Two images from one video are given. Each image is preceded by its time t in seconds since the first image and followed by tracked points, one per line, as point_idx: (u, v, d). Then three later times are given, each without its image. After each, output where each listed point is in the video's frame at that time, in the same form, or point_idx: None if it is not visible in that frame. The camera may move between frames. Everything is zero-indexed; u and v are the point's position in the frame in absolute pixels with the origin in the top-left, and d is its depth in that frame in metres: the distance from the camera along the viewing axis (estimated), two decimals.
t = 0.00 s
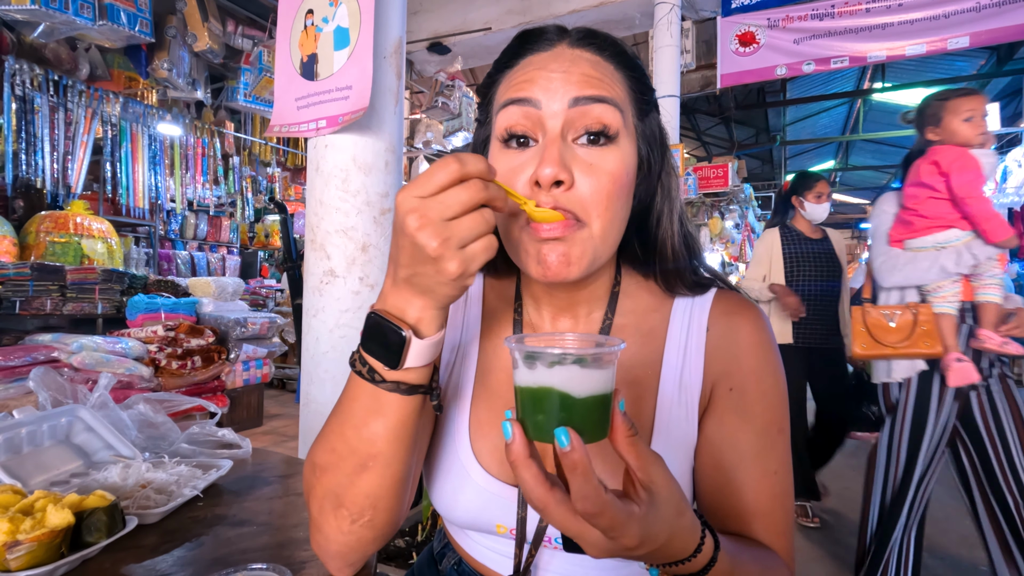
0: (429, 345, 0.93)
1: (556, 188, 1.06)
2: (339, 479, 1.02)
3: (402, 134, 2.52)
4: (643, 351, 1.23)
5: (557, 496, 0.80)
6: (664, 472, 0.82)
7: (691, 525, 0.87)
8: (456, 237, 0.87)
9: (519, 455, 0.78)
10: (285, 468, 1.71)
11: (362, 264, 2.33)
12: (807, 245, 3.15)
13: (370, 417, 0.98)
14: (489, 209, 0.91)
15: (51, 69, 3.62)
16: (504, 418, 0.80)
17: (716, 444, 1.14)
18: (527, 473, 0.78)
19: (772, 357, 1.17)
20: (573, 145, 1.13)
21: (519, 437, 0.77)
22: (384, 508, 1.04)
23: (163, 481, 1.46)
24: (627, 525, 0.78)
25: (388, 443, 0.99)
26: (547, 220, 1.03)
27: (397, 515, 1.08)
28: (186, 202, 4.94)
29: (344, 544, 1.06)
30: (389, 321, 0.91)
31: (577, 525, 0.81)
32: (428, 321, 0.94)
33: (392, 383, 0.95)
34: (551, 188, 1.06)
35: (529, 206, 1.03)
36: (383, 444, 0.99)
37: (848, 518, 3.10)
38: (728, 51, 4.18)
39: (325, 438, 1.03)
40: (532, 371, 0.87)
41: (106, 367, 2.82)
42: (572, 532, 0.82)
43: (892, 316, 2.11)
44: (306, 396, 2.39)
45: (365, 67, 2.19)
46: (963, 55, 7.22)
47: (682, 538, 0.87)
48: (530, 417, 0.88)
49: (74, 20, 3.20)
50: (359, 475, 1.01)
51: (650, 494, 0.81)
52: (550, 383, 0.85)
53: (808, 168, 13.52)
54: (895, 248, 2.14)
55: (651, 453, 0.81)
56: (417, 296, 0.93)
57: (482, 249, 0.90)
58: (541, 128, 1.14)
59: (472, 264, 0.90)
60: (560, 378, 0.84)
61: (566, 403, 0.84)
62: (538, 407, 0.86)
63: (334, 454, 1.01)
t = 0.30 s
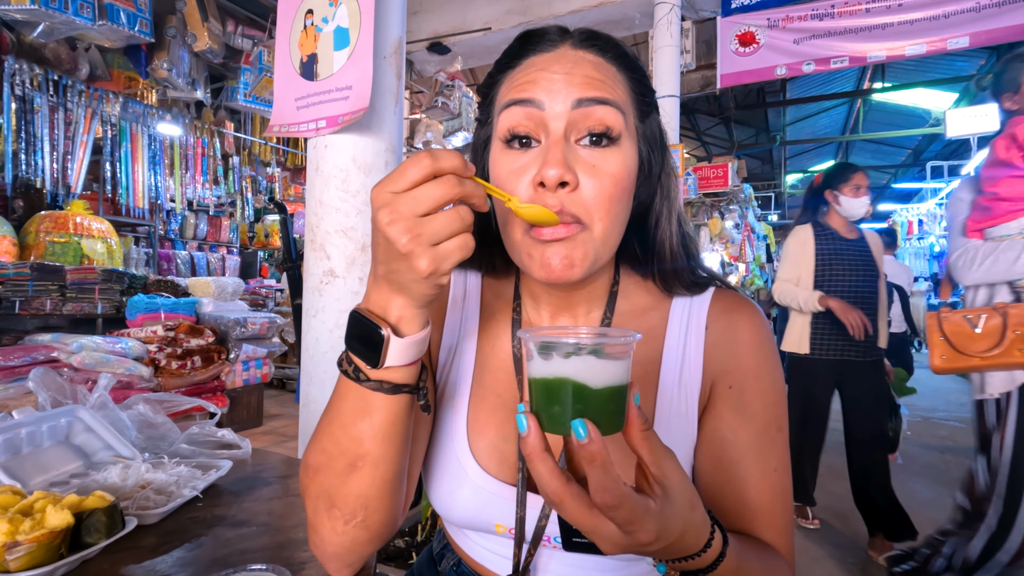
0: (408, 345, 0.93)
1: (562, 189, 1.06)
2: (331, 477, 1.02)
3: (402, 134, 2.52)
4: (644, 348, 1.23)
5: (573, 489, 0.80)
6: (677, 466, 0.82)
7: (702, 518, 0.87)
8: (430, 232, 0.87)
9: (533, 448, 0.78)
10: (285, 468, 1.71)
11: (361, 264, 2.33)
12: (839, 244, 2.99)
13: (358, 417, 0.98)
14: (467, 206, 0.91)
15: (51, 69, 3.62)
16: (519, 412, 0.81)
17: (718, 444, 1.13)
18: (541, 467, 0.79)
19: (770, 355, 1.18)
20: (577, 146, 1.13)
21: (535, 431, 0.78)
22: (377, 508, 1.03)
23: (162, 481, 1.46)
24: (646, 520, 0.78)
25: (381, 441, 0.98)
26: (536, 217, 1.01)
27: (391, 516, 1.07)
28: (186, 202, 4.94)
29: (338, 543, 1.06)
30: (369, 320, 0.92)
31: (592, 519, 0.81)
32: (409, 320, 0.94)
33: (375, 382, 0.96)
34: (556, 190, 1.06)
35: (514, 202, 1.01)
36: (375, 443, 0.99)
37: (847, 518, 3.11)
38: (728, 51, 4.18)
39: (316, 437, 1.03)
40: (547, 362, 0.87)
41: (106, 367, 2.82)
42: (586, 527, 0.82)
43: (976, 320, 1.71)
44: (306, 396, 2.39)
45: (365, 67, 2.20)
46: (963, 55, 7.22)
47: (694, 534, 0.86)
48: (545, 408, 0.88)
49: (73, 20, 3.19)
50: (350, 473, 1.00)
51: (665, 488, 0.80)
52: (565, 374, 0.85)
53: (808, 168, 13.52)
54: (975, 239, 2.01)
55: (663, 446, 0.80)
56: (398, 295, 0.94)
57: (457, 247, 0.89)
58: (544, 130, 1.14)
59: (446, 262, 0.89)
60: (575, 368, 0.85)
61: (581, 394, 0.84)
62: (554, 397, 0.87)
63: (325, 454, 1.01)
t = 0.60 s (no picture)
0: (360, 362, 0.88)
1: (573, 198, 1.05)
2: (315, 494, 1.06)
3: (402, 134, 2.52)
4: (633, 350, 1.23)
5: (580, 525, 0.76)
6: (665, 484, 0.81)
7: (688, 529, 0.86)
8: (391, 248, 0.81)
9: (536, 493, 0.73)
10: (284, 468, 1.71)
11: (361, 264, 2.33)
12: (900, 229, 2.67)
13: (336, 431, 1.01)
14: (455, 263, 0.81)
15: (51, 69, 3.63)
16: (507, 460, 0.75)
17: (705, 443, 1.13)
18: (548, 510, 0.74)
19: (760, 356, 1.17)
20: (585, 154, 1.12)
21: (533, 474, 0.72)
22: (359, 520, 1.04)
23: (160, 481, 1.46)
24: (654, 545, 0.76)
25: (351, 458, 1.00)
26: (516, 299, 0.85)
27: (378, 526, 1.08)
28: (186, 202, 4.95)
29: (332, 553, 1.08)
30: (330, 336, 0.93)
31: (600, 552, 0.77)
32: (366, 338, 0.89)
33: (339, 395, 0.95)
34: (566, 198, 1.05)
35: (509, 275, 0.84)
36: (346, 460, 1.01)
37: (847, 516, 3.11)
38: (728, 49, 4.17)
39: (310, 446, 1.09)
40: (514, 394, 0.83)
41: (106, 367, 2.82)
42: (596, 563, 0.77)
43: None
44: (305, 396, 2.39)
45: (364, 67, 2.19)
46: (964, 53, 7.21)
47: (687, 550, 0.86)
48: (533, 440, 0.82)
49: (73, 20, 3.19)
50: (330, 490, 1.03)
51: (659, 507, 0.79)
52: (539, 398, 0.81)
53: (809, 167, 13.51)
54: None
55: (648, 463, 0.80)
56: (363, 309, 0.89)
57: (425, 265, 0.79)
58: (551, 138, 1.12)
59: (417, 284, 0.80)
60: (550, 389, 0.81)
61: (565, 410, 0.80)
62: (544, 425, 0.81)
63: (314, 465, 1.06)
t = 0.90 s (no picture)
0: (375, 366, 0.88)
1: (563, 188, 1.05)
2: (320, 495, 1.06)
3: (401, 132, 2.52)
4: (635, 351, 1.23)
5: (589, 535, 0.75)
6: (670, 488, 0.82)
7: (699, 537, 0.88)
8: (441, 259, 0.80)
9: (546, 505, 0.72)
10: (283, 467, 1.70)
11: (360, 262, 2.33)
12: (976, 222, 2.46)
13: (340, 432, 1.01)
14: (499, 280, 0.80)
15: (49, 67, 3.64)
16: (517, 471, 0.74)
17: (706, 442, 1.13)
18: (557, 522, 0.73)
19: (762, 356, 1.17)
20: (571, 145, 1.12)
21: (544, 486, 0.72)
22: (364, 519, 1.05)
23: (159, 479, 1.46)
24: (666, 555, 0.76)
25: (356, 459, 1.00)
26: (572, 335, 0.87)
27: (382, 525, 1.08)
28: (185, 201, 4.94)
29: (335, 552, 1.09)
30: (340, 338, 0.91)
31: (610, 564, 0.77)
32: (379, 342, 0.88)
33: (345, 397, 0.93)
34: (555, 187, 1.05)
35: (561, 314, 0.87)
36: (352, 461, 1.00)
37: (844, 515, 3.12)
38: (727, 49, 4.18)
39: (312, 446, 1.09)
40: (521, 403, 0.82)
41: (104, 366, 2.82)
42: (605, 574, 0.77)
43: None
44: (304, 395, 2.38)
45: (363, 65, 2.19)
46: (961, 54, 7.23)
47: (693, 555, 0.85)
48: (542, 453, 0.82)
49: (71, 18, 3.18)
50: (334, 490, 1.03)
51: (666, 513, 0.79)
52: (547, 409, 0.81)
53: (807, 167, 13.54)
54: None
55: (653, 468, 0.81)
56: (376, 312, 0.88)
57: (472, 280, 0.79)
58: (537, 134, 1.13)
59: (461, 297, 0.80)
60: (559, 400, 0.81)
61: (573, 420, 0.80)
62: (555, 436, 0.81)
63: (316, 464, 1.06)
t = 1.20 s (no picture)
0: (357, 358, 0.88)
1: (566, 187, 1.05)
2: (312, 489, 1.06)
3: (400, 130, 2.52)
4: (634, 349, 1.23)
5: (594, 537, 0.75)
6: (674, 489, 0.82)
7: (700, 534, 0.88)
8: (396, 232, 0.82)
9: (551, 505, 0.72)
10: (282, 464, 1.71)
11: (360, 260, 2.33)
12: None
13: (329, 426, 1.02)
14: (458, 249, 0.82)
15: (46, 65, 3.59)
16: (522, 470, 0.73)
17: (704, 440, 1.14)
18: (563, 523, 0.73)
19: (761, 355, 1.18)
20: (573, 144, 1.12)
21: (549, 485, 0.71)
22: (357, 514, 1.04)
23: (159, 476, 1.46)
24: (671, 555, 0.76)
25: (345, 452, 1.01)
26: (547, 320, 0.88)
27: (378, 520, 1.08)
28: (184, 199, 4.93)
29: (332, 549, 1.08)
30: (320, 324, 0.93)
31: (614, 562, 0.77)
32: (360, 332, 0.89)
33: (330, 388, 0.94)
34: (559, 186, 1.05)
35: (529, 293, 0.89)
36: (341, 453, 1.01)
37: (842, 514, 3.12)
38: (727, 48, 4.18)
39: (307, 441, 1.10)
40: (527, 402, 0.82)
41: (103, 364, 2.82)
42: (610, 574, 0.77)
43: None
44: (303, 394, 2.38)
45: (362, 63, 2.19)
46: (961, 53, 7.23)
47: (693, 554, 0.85)
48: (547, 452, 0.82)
49: (70, 16, 3.17)
50: (325, 483, 1.04)
51: (670, 514, 0.80)
52: (552, 409, 0.81)
53: (806, 166, 13.55)
54: None
55: (656, 469, 0.82)
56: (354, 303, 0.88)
57: (427, 251, 0.81)
58: (540, 134, 1.13)
59: (420, 269, 0.81)
60: (563, 400, 0.81)
61: (578, 419, 0.80)
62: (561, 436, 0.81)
63: (309, 459, 1.07)
